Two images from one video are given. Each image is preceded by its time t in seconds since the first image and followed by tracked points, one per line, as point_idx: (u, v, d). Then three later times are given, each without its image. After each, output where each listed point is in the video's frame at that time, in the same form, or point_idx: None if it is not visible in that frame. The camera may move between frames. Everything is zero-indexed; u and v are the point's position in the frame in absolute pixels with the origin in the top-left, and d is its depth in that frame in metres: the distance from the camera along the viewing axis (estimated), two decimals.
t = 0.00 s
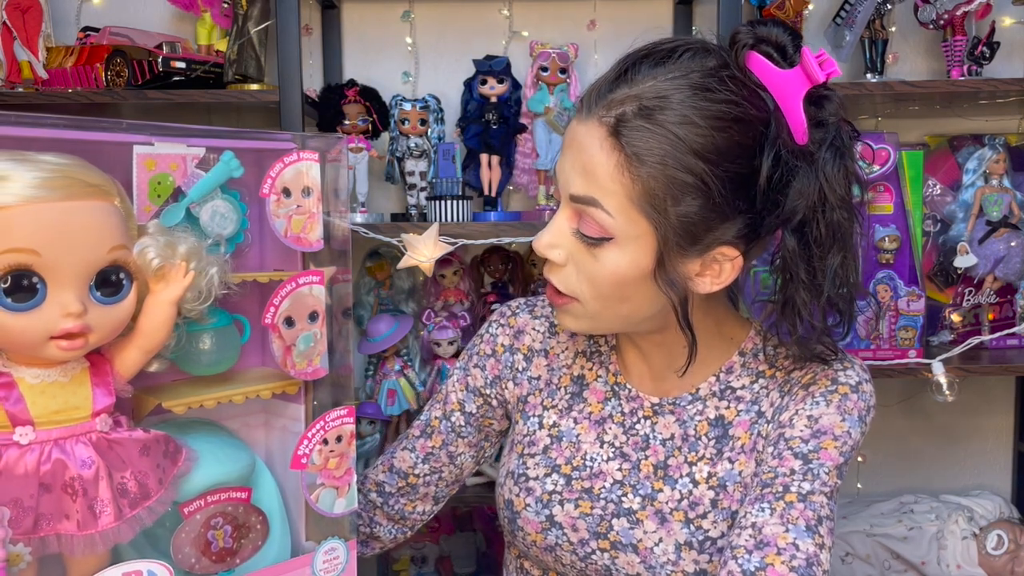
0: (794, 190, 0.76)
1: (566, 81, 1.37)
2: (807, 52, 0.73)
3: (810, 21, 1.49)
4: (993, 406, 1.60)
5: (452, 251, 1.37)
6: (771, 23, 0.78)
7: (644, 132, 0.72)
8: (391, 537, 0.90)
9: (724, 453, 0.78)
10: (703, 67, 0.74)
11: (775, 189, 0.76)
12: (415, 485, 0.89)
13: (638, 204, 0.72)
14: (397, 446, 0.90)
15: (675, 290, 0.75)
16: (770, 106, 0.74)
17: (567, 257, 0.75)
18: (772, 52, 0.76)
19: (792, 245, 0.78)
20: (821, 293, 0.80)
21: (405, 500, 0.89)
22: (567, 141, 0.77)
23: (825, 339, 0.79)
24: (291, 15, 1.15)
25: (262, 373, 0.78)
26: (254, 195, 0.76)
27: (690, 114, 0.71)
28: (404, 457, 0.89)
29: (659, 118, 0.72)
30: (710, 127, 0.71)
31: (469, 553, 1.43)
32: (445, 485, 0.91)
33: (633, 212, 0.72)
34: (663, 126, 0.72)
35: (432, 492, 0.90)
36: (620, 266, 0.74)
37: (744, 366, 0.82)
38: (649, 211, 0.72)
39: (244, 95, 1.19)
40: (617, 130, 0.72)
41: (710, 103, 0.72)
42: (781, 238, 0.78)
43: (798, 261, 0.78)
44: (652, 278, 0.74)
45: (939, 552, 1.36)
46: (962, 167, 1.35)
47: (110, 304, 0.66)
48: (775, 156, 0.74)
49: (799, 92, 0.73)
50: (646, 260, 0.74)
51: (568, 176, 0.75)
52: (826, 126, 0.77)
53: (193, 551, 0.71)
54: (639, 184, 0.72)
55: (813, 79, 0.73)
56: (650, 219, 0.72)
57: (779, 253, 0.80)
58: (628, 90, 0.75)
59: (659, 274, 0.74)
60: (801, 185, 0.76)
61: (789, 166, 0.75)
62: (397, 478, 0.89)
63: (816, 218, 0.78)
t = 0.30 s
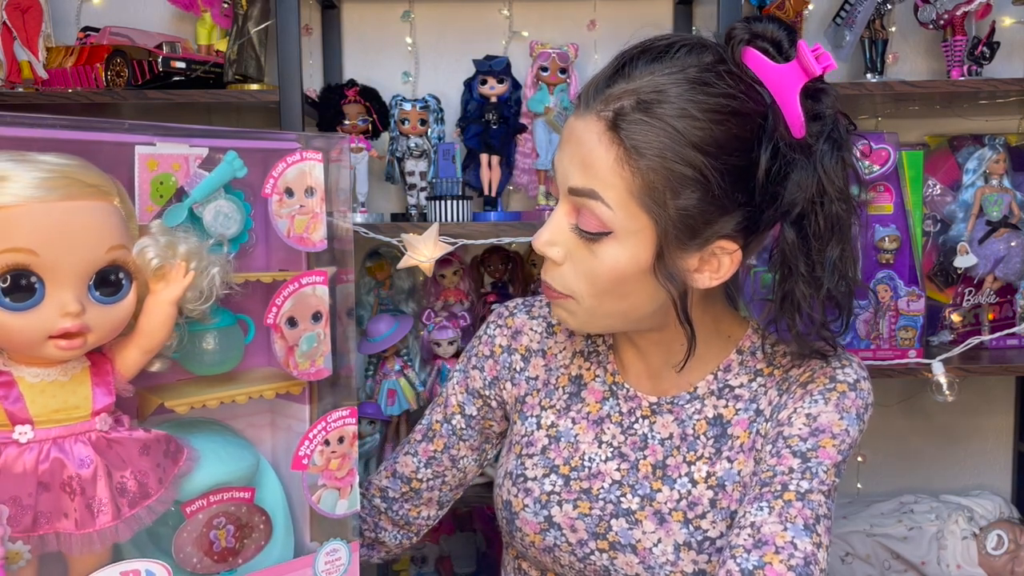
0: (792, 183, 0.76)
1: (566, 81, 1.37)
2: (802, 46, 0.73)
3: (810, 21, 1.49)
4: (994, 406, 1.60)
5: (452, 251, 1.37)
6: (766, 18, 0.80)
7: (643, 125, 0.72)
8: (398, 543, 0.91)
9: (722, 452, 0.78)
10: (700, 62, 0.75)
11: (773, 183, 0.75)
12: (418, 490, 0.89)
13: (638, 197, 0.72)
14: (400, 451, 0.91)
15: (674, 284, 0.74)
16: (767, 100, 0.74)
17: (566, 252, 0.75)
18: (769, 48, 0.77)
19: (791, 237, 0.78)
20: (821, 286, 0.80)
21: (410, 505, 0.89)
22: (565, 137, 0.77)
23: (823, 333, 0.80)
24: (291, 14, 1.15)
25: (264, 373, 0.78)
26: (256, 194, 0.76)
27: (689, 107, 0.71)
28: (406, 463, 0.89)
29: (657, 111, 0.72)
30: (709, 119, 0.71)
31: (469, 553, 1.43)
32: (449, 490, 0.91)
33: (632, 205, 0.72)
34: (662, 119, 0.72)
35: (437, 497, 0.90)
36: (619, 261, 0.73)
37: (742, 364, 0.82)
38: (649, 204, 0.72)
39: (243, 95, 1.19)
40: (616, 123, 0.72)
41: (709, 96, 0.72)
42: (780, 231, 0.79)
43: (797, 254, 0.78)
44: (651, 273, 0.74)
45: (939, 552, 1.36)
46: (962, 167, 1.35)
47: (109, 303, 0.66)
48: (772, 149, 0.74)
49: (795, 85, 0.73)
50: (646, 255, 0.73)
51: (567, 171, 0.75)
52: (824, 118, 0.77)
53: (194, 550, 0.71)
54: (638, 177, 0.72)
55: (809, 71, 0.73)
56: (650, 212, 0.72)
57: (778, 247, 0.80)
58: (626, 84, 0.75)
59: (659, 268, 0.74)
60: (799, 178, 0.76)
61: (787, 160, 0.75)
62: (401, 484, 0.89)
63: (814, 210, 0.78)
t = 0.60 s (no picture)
0: (789, 172, 0.76)
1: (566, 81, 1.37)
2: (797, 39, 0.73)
3: (810, 21, 1.49)
4: (994, 406, 1.60)
5: (452, 251, 1.37)
6: (759, 14, 0.80)
7: (641, 113, 0.72)
8: (405, 550, 0.90)
9: (717, 449, 0.78)
10: (697, 53, 0.75)
11: (770, 173, 0.76)
12: (421, 495, 0.89)
13: (636, 187, 0.72)
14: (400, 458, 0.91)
15: (673, 274, 0.74)
16: (761, 93, 0.74)
17: (563, 245, 0.75)
18: (762, 43, 0.78)
19: (789, 227, 0.78)
20: (817, 276, 0.80)
21: (414, 511, 0.89)
22: (562, 129, 0.77)
23: (818, 325, 0.80)
24: (290, 14, 1.15)
25: (268, 375, 0.77)
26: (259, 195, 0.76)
27: (687, 96, 0.72)
28: (408, 468, 0.89)
29: (656, 100, 0.72)
30: (707, 108, 0.71)
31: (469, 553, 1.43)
32: (453, 494, 0.91)
33: (631, 195, 0.72)
34: (660, 108, 0.72)
35: (441, 502, 0.90)
36: (616, 252, 0.73)
37: (736, 362, 0.82)
38: (648, 194, 0.72)
39: (243, 95, 1.19)
40: (614, 113, 0.73)
41: (706, 85, 0.72)
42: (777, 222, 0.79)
43: (795, 244, 0.78)
44: (648, 264, 0.74)
45: (938, 552, 1.36)
46: (962, 167, 1.35)
47: (105, 304, 0.66)
48: (769, 139, 0.74)
49: (789, 77, 0.73)
50: (643, 246, 0.73)
51: (564, 163, 0.75)
52: (818, 109, 0.77)
53: (196, 552, 0.71)
54: (637, 166, 0.72)
55: (804, 64, 0.73)
56: (648, 202, 0.72)
57: (775, 237, 0.80)
58: (622, 75, 0.75)
59: (657, 258, 0.74)
60: (796, 167, 0.76)
61: (784, 150, 0.75)
62: (403, 489, 0.89)
63: (812, 199, 0.78)
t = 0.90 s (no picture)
0: (783, 159, 0.77)
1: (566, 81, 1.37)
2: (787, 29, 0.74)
3: (809, 21, 1.49)
4: (993, 407, 1.60)
5: (452, 251, 1.37)
6: (749, 10, 0.81)
7: (637, 101, 0.72)
8: (416, 560, 0.90)
9: (713, 449, 0.78)
10: (689, 45, 0.76)
11: (764, 162, 0.77)
12: (426, 503, 0.89)
13: (633, 175, 0.72)
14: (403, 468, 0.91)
15: (671, 262, 0.74)
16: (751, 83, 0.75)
17: (560, 238, 0.74)
18: (753, 35, 0.78)
19: (785, 213, 0.79)
20: (813, 263, 0.81)
21: (421, 519, 0.89)
22: (556, 122, 0.77)
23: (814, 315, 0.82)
24: (290, 14, 1.15)
25: (277, 377, 0.76)
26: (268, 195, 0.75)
27: (681, 84, 0.73)
28: (411, 477, 0.89)
29: (650, 89, 0.73)
30: (702, 96, 0.72)
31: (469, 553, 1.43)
32: (459, 500, 0.91)
33: (627, 184, 0.73)
34: (655, 96, 0.73)
35: (447, 508, 0.90)
36: (614, 243, 0.73)
37: (732, 361, 0.82)
38: (644, 182, 0.72)
39: (243, 95, 1.19)
40: (609, 102, 0.73)
41: (699, 74, 0.73)
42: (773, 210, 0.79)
43: (790, 231, 0.79)
44: (646, 255, 0.74)
45: (938, 552, 1.36)
46: (962, 167, 1.35)
47: (101, 304, 0.66)
48: (763, 128, 0.75)
49: (780, 66, 0.74)
50: (640, 236, 0.73)
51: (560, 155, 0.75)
52: (811, 97, 0.78)
53: (200, 554, 0.71)
54: (633, 155, 0.72)
55: (794, 52, 0.74)
56: (645, 190, 0.73)
57: (770, 226, 0.81)
58: (616, 67, 0.76)
59: (655, 247, 0.74)
60: (790, 155, 0.77)
61: (778, 137, 0.76)
62: (408, 498, 0.89)
63: (808, 187, 0.78)
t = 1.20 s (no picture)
0: (766, 145, 0.78)
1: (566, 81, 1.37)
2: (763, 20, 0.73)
3: (810, 21, 1.49)
4: (994, 407, 1.60)
5: (452, 251, 1.37)
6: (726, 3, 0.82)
7: (619, 92, 0.73)
8: (417, 567, 0.90)
9: (704, 447, 0.78)
10: (668, 38, 0.77)
11: (746, 149, 0.78)
12: (426, 512, 0.89)
13: (618, 164, 0.73)
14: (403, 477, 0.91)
15: (660, 250, 0.74)
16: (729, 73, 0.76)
17: (549, 232, 0.75)
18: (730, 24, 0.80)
19: (769, 199, 0.80)
20: (799, 246, 0.82)
21: (422, 528, 0.89)
22: (541, 119, 0.78)
23: (802, 301, 0.85)
24: (290, 14, 1.15)
25: (278, 378, 0.76)
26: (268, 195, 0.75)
27: (662, 74, 0.74)
28: (411, 486, 0.89)
29: (632, 80, 0.74)
30: (683, 85, 0.73)
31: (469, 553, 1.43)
32: (459, 507, 0.91)
33: (613, 174, 0.73)
34: (637, 87, 0.74)
35: (448, 516, 0.90)
36: (602, 233, 0.73)
37: (721, 357, 0.82)
38: (630, 171, 0.73)
39: (243, 95, 1.19)
40: (592, 95, 0.74)
41: (680, 64, 0.74)
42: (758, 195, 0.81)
43: (776, 215, 0.81)
44: (635, 245, 0.74)
45: (938, 552, 1.36)
46: (962, 167, 1.35)
47: (101, 304, 0.66)
48: (744, 117, 0.76)
49: (757, 57, 0.75)
50: (628, 225, 0.74)
51: (545, 150, 0.76)
52: (789, 83, 0.80)
53: (201, 555, 0.71)
54: (618, 145, 0.73)
55: (771, 42, 0.74)
56: (631, 179, 0.73)
57: (756, 213, 0.83)
58: (597, 62, 0.77)
59: (643, 236, 0.74)
60: (772, 141, 0.78)
61: (760, 124, 0.77)
62: (409, 508, 0.89)
63: (791, 171, 0.80)
